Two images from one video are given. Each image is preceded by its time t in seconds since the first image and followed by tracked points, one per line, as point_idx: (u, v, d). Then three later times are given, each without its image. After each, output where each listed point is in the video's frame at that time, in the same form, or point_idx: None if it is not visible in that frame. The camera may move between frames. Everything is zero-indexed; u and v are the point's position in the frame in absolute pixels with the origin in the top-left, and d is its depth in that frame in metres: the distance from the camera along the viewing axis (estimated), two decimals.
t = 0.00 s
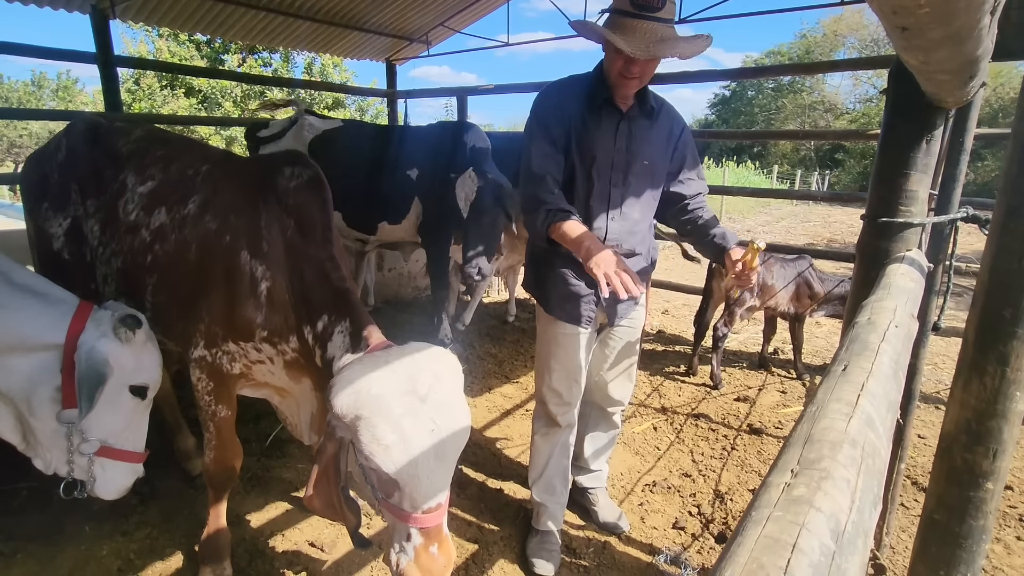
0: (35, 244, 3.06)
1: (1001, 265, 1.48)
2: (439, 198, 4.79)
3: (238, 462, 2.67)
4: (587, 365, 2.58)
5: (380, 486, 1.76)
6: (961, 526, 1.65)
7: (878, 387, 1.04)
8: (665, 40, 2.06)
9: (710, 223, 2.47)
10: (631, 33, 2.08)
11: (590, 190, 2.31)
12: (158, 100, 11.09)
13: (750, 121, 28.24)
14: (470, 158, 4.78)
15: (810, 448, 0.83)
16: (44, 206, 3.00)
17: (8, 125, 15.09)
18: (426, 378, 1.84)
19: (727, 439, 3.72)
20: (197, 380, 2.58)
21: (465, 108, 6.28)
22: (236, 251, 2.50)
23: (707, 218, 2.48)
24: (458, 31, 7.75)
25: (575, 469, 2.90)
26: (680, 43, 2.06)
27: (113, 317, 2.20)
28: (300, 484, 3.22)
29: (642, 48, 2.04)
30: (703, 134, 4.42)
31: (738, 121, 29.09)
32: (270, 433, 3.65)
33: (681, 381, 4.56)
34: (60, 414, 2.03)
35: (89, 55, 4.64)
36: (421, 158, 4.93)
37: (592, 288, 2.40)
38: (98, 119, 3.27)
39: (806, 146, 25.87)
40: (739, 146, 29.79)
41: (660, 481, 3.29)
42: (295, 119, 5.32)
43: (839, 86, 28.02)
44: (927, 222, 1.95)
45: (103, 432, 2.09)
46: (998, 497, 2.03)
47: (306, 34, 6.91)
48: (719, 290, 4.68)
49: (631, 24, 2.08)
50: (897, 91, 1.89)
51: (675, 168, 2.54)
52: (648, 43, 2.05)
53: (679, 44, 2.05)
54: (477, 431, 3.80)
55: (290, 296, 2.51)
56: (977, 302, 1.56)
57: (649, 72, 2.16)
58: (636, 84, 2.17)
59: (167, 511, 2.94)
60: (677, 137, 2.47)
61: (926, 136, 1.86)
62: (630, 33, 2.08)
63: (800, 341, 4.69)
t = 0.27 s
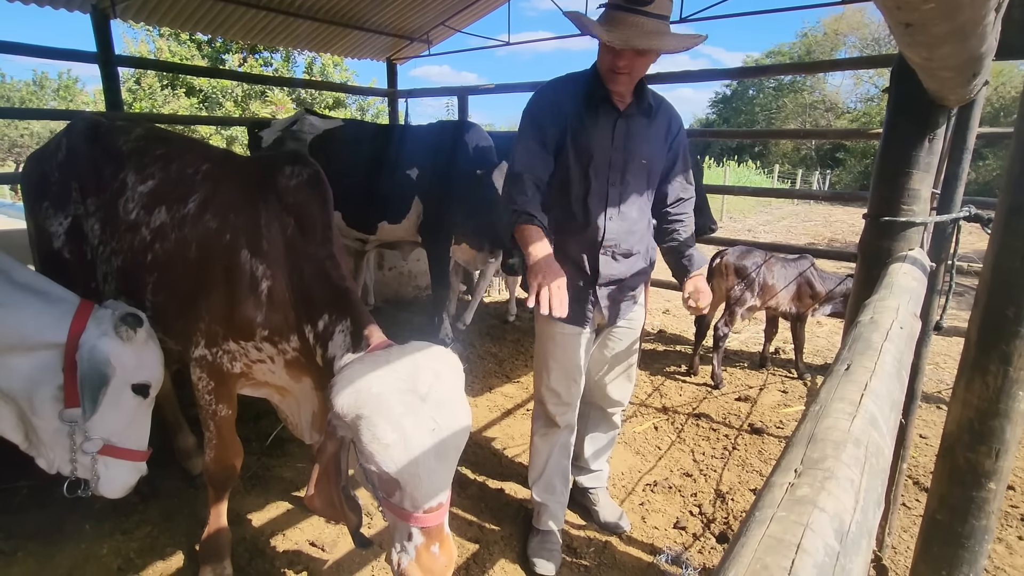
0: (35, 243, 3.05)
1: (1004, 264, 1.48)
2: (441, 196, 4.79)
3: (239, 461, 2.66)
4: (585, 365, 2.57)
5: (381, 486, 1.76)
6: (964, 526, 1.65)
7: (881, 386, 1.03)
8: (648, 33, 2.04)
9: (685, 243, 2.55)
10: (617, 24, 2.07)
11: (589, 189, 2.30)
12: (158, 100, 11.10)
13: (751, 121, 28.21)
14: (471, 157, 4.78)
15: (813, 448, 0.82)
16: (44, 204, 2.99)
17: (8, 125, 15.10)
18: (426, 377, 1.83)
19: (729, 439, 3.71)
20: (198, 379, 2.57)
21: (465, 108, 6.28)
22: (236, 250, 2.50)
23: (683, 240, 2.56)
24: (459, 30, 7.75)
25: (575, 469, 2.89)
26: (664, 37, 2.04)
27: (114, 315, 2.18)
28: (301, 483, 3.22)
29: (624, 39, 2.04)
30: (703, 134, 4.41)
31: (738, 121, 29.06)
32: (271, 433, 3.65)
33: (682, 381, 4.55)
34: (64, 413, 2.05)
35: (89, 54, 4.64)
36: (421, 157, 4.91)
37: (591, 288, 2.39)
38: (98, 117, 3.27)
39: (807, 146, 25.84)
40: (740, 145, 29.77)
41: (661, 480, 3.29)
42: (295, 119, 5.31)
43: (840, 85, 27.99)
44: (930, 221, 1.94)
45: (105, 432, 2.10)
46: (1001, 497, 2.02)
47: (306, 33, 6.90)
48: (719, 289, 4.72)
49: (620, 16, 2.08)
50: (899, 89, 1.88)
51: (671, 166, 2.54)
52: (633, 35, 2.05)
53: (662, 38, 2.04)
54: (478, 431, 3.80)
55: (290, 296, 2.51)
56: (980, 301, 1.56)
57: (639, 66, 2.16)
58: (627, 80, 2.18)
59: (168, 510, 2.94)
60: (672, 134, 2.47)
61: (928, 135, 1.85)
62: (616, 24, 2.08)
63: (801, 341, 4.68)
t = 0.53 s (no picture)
0: (36, 243, 3.05)
1: (1007, 265, 1.47)
2: (442, 195, 4.79)
3: (240, 462, 2.66)
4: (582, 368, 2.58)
5: (383, 487, 1.76)
6: (966, 527, 1.64)
7: (885, 388, 1.03)
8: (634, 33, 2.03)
9: (687, 241, 2.58)
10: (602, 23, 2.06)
11: (581, 192, 2.30)
12: (159, 100, 11.11)
13: (751, 121, 28.21)
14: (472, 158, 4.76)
15: (818, 451, 0.82)
16: (45, 205, 2.99)
17: (10, 126, 15.12)
18: (428, 378, 1.83)
19: (730, 439, 3.71)
20: (199, 380, 2.57)
21: (466, 108, 6.28)
22: (238, 251, 2.49)
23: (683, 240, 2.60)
24: (459, 30, 7.74)
25: (576, 470, 2.89)
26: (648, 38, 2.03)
27: (116, 316, 2.19)
28: (302, 484, 3.22)
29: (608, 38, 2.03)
30: (704, 134, 4.40)
31: (739, 121, 29.06)
32: (272, 433, 3.65)
33: (683, 381, 4.55)
34: (66, 414, 2.04)
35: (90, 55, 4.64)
36: (421, 157, 4.90)
37: (588, 290, 2.39)
38: (99, 118, 3.27)
39: (808, 146, 25.85)
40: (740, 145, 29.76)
41: (663, 481, 3.29)
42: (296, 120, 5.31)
43: (841, 85, 27.99)
44: (932, 222, 1.94)
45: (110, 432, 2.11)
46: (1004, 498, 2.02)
47: (307, 34, 6.90)
48: (720, 290, 4.72)
49: (606, 15, 2.07)
50: (901, 90, 1.88)
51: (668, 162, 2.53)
52: (619, 34, 2.04)
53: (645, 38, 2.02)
54: (479, 432, 3.79)
55: (292, 296, 2.51)
56: (982, 303, 1.55)
57: (626, 66, 2.15)
58: (614, 80, 2.16)
59: (169, 511, 2.94)
60: (670, 129, 2.44)
61: (931, 135, 1.84)
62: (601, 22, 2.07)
63: (803, 342, 4.68)
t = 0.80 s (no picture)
0: (36, 244, 3.05)
1: (1008, 266, 1.47)
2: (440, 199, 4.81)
3: (240, 463, 2.65)
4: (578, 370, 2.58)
5: (383, 488, 1.76)
6: (967, 529, 1.64)
7: (886, 390, 1.03)
8: (621, 39, 2.01)
9: (685, 243, 2.56)
10: (590, 27, 2.04)
11: (571, 197, 2.30)
12: (159, 101, 11.12)
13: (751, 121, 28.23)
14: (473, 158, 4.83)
15: (819, 453, 0.82)
16: (45, 206, 2.99)
17: (10, 127, 15.13)
18: (428, 379, 1.83)
19: (730, 440, 3.70)
20: (199, 381, 2.56)
21: (466, 109, 6.28)
22: (238, 252, 2.49)
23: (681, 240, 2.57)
24: (459, 31, 7.75)
25: (576, 472, 2.88)
26: (636, 44, 2.00)
27: (116, 318, 2.20)
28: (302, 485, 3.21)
29: (594, 43, 2.00)
30: (704, 135, 4.40)
31: (739, 121, 29.07)
32: (272, 434, 3.65)
33: (683, 382, 4.55)
34: (67, 417, 2.04)
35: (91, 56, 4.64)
36: (422, 157, 4.92)
37: (582, 294, 2.39)
38: (99, 119, 3.27)
39: (808, 147, 25.86)
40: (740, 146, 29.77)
41: (663, 482, 3.28)
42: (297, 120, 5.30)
43: (841, 86, 28.00)
44: (933, 223, 1.93)
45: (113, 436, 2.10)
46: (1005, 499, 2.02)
47: (308, 34, 6.90)
48: (720, 290, 4.71)
49: (595, 18, 2.05)
50: (902, 90, 1.87)
51: (660, 158, 2.51)
52: (607, 40, 2.01)
53: (633, 44, 2.00)
54: (479, 433, 3.79)
55: (292, 297, 2.51)
56: (984, 304, 1.55)
57: (615, 71, 2.11)
58: (602, 85, 2.13)
59: (169, 511, 2.94)
60: (660, 126, 2.43)
61: (933, 136, 1.84)
62: (589, 26, 2.04)
63: (803, 342, 4.67)
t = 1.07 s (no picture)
0: (34, 245, 3.04)
1: (1007, 268, 1.47)
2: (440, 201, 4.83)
3: (239, 464, 2.65)
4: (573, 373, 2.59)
5: (382, 489, 1.75)
6: (966, 531, 1.64)
7: (885, 393, 1.03)
8: (627, 56, 2.01)
9: (675, 252, 2.57)
10: (595, 39, 2.02)
11: (566, 203, 2.30)
12: (159, 102, 11.12)
13: (751, 122, 28.25)
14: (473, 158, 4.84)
15: (817, 456, 0.82)
16: (43, 207, 2.98)
17: (10, 127, 15.13)
18: (427, 380, 1.83)
19: (729, 442, 3.70)
20: (198, 382, 2.56)
21: (466, 110, 6.28)
22: (237, 254, 2.49)
23: (672, 248, 2.58)
24: (459, 32, 7.75)
25: (575, 474, 2.88)
26: (642, 62, 2.01)
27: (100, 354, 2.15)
28: (301, 486, 3.21)
29: (602, 58, 1.99)
30: (704, 136, 4.40)
31: (739, 122, 29.08)
32: (271, 435, 3.65)
33: (683, 383, 4.55)
34: (25, 450, 1.95)
35: (90, 57, 4.63)
36: (421, 158, 4.92)
37: (578, 299, 2.39)
38: (99, 120, 3.27)
39: (807, 148, 25.89)
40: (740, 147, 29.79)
41: (662, 483, 3.28)
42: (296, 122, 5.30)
43: (840, 87, 28.03)
44: (931, 225, 1.94)
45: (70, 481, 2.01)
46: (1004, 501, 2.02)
47: (307, 35, 6.90)
48: (719, 291, 4.71)
49: (599, 28, 2.04)
50: (901, 93, 1.87)
51: (652, 157, 2.52)
52: (615, 55, 2.01)
53: (639, 63, 2.01)
54: (478, 434, 3.79)
55: (291, 299, 2.51)
56: (982, 306, 1.55)
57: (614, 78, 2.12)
58: (599, 96, 2.15)
59: (167, 513, 2.94)
60: (652, 126, 2.44)
61: (931, 138, 1.84)
62: (594, 38, 2.02)
63: (802, 343, 4.67)
